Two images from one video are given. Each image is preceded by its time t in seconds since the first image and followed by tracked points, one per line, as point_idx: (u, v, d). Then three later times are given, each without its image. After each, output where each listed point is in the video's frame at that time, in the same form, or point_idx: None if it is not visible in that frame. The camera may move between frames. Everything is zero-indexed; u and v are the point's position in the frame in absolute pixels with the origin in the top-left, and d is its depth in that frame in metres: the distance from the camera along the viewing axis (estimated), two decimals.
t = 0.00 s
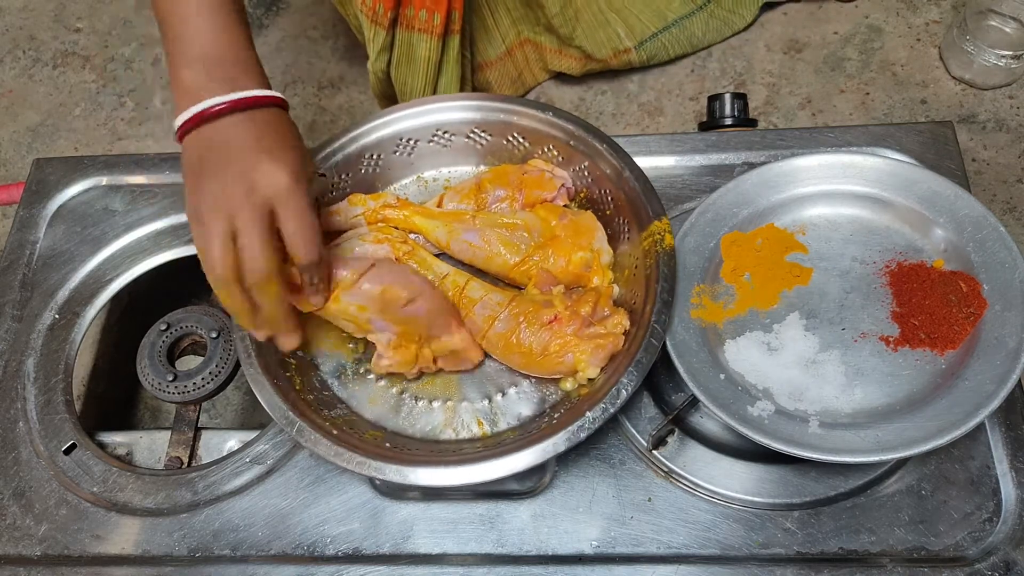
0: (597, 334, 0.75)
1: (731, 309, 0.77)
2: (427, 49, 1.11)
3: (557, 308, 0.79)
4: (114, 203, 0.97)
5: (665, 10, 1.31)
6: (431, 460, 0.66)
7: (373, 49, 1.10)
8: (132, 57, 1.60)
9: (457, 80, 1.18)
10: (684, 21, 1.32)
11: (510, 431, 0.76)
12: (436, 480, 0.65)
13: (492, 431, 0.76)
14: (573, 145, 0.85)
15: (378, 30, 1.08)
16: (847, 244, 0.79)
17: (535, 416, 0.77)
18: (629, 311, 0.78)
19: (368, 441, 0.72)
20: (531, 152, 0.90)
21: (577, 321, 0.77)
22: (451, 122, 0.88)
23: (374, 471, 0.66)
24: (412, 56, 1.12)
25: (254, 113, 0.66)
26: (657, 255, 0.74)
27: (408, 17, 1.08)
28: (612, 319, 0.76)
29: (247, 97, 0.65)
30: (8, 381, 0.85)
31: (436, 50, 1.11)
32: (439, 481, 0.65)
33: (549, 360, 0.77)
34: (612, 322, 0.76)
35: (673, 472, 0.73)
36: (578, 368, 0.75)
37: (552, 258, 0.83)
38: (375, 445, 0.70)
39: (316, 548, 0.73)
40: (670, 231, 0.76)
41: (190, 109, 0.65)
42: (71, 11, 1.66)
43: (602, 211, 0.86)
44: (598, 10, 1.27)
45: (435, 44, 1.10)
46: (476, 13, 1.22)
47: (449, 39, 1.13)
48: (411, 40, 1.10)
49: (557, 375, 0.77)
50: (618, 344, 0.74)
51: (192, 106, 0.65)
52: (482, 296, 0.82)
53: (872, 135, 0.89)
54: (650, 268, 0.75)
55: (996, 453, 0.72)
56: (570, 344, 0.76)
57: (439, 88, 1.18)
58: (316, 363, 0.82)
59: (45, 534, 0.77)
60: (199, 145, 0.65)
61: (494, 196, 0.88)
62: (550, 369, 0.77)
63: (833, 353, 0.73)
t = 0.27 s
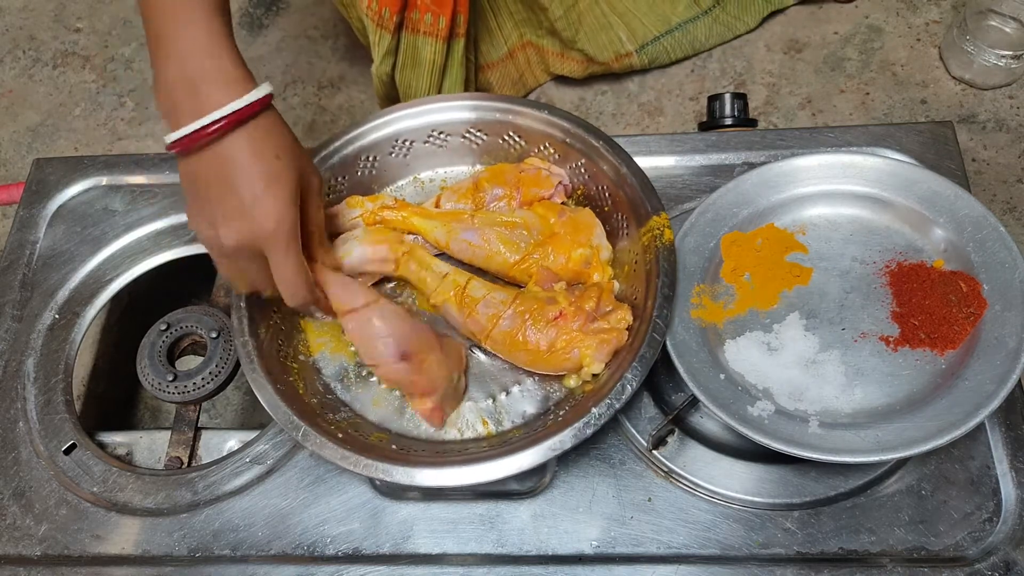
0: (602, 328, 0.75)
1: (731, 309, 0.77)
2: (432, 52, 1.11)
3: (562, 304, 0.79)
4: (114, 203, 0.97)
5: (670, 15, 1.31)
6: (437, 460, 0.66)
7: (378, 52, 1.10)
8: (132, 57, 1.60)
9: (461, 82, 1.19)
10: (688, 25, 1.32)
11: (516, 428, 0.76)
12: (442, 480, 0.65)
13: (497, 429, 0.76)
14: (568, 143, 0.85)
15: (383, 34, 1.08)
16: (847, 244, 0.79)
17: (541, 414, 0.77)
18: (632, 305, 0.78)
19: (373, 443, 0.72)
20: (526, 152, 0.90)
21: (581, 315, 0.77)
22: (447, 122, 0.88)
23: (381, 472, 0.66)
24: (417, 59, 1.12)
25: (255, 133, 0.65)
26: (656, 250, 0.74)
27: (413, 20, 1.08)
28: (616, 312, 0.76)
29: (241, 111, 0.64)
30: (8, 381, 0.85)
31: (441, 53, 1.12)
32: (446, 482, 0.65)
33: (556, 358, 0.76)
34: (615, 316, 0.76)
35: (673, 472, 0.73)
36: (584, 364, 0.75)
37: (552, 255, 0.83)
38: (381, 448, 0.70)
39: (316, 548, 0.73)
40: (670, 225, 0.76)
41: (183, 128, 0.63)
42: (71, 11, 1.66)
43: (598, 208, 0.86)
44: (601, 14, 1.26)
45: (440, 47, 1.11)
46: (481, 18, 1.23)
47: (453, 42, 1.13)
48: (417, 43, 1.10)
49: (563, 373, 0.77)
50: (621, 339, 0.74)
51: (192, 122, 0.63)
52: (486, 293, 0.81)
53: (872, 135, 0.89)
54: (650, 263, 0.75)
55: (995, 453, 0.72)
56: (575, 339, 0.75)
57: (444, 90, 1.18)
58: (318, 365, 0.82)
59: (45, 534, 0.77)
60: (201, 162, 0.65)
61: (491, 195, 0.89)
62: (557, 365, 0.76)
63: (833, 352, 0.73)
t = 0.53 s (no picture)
0: (610, 322, 0.76)
1: (731, 309, 0.77)
2: (433, 54, 1.11)
3: (562, 307, 0.79)
4: (114, 203, 0.97)
5: (673, 18, 1.32)
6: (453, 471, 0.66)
7: (379, 53, 1.10)
8: (132, 57, 1.60)
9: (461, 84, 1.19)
10: (690, 29, 1.32)
11: (530, 431, 0.76)
12: (453, 491, 0.65)
13: (513, 434, 0.76)
14: (560, 143, 0.85)
15: (383, 35, 1.07)
16: (847, 244, 0.79)
17: (555, 414, 0.77)
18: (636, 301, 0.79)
19: (390, 455, 0.71)
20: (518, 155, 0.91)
21: (586, 314, 0.77)
22: (439, 130, 0.88)
23: (400, 485, 0.65)
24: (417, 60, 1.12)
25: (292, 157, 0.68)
26: (659, 244, 0.75)
27: (413, 22, 1.08)
28: (621, 307, 0.77)
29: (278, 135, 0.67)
30: (8, 381, 0.85)
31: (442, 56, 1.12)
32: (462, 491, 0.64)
33: (569, 360, 0.76)
34: (622, 309, 0.76)
35: (673, 472, 0.73)
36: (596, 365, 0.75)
37: (553, 257, 0.83)
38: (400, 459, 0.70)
39: (316, 548, 0.73)
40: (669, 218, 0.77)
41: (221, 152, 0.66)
42: (71, 11, 1.66)
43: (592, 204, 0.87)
44: (603, 16, 1.26)
45: (440, 49, 1.11)
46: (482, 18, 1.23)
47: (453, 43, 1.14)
48: (417, 45, 1.10)
49: (576, 373, 0.77)
50: (633, 329, 0.75)
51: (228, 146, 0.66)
52: (482, 318, 0.81)
53: (872, 135, 0.89)
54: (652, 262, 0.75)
55: (995, 453, 0.72)
56: (585, 339, 0.75)
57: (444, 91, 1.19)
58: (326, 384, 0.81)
59: (44, 534, 0.77)
60: (235, 182, 0.68)
61: (488, 200, 0.89)
62: (573, 367, 0.76)
63: (833, 352, 0.73)
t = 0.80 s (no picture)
0: (609, 322, 0.75)
1: (731, 309, 0.77)
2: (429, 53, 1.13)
3: (561, 307, 0.78)
4: (114, 203, 0.97)
5: (668, 14, 1.30)
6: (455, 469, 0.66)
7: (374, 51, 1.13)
8: (132, 57, 1.60)
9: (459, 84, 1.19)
10: (687, 23, 1.31)
11: (532, 431, 0.76)
12: (453, 491, 0.65)
13: (513, 433, 0.77)
14: (561, 142, 0.85)
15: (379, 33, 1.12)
16: (847, 244, 0.79)
17: (556, 412, 0.77)
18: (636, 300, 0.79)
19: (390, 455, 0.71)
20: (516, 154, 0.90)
21: (585, 314, 0.76)
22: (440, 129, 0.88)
23: (400, 485, 0.65)
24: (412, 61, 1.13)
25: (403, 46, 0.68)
26: (659, 243, 0.75)
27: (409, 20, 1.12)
28: (621, 306, 0.76)
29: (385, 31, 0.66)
30: (8, 381, 0.85)
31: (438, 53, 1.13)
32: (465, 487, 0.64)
33: (568, 360, 0.75)
34: (621, 309, 0.76)
35: (673, 472, 0.73)
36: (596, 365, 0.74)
37: (553, 257, 0.83)
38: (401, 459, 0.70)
39: (316, 547, 0.73)
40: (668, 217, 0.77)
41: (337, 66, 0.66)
42: (71, 11, 1.66)
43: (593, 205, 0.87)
44: (599, 14, 1.27)
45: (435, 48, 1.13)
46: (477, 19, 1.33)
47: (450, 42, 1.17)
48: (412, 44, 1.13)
49: (576, 373, 0.77)
50: (633, 329, 0.74)
51: (344, 57, 0.66)
52: (483, 318, 0.80)
53: (872, 135, 0.89)
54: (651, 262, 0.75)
55: (996, 453, 0.72)
56: (585, 339, 0.75)
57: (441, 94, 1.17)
58: (325, 383, 0.82)
59: (45, 534, 0.77)
60: (358, 93, 0.67)
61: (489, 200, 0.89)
62: (573, 367, 0.76)
63: (833, 352, 0.73)
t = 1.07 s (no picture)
0: (607, 332, 0.74)
1: (731, 309, 0.77)
2: (432, 54, 1.14)
3: (559, 318, 0.78)
4: (114, 203, 0.97)
5: (669, 15, 1.30)
6: (455, 471, 0.66)
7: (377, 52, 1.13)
8: (132, 57, 1.60)
9: (461, 85, 1.20)
10: (688, 25, 1.31)
11: (530, 433, 0.76)
12: (452, 493, 0.65)
13: (512, 434, 0.77)
14: (563, 146, 0.85)
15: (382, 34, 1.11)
16: (847, 244, 0.79)
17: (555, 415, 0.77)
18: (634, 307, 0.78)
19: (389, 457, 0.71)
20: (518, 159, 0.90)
21: (583, 325, 0.76)
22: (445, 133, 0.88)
23: (399, 485, 0.65)
24: (416, 61, 1.14)
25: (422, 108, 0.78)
26: (660, 247, 0.75)
27: (412, 21, 1.12)
28: (618, 314, 0.75)
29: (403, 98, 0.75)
30: (8, 381, 0.85)
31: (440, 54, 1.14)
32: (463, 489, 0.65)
33: (567, 372, 0.75)
34: (619, 317, 0.75)
35: (673, 472, 0.73)
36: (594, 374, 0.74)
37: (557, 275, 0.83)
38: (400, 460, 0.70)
39: (316, 547, 0.73)
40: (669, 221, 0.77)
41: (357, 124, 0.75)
42: (71, 11, 1.66)
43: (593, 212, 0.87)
44: (600, 14, 1.27)
45: (438, 48, 1.14)
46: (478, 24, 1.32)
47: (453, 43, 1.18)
48: (415, 44, 1.13)
49: (574, 384, 0.76)
50: (631, 339, 0.73)
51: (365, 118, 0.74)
52: (483, 328, 0.82)
53: (872, 135, 0.89)
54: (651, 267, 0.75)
55: (996, 453, 0.72)
56: (583, 350, 0.74)
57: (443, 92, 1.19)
58: (325, 384, 0.82)
59: (45, 534, 0.77)
60: (375, 146, 0.78)
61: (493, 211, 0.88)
62: (570, 379, 0.75)
63: (833, 352, 0.73)
